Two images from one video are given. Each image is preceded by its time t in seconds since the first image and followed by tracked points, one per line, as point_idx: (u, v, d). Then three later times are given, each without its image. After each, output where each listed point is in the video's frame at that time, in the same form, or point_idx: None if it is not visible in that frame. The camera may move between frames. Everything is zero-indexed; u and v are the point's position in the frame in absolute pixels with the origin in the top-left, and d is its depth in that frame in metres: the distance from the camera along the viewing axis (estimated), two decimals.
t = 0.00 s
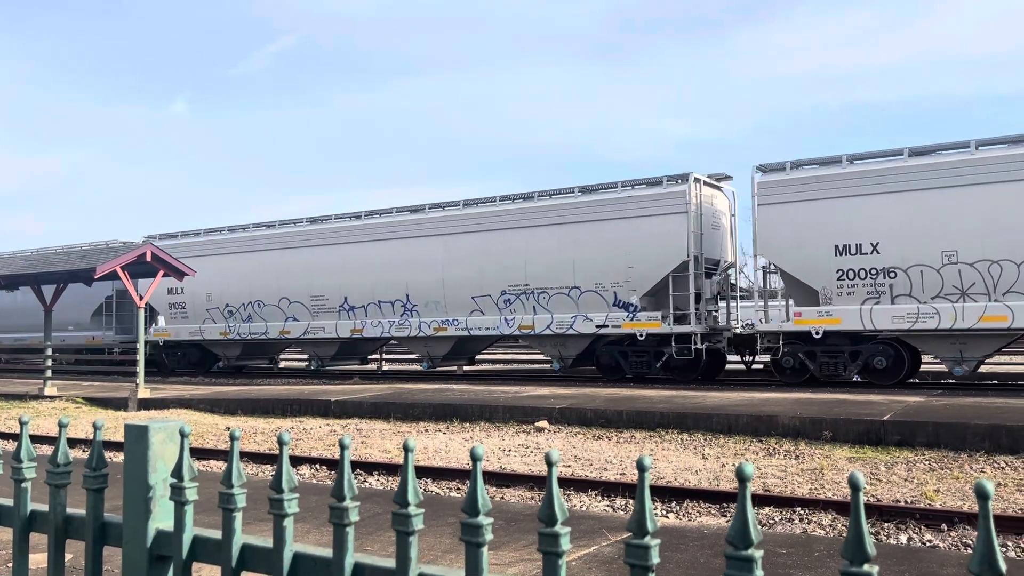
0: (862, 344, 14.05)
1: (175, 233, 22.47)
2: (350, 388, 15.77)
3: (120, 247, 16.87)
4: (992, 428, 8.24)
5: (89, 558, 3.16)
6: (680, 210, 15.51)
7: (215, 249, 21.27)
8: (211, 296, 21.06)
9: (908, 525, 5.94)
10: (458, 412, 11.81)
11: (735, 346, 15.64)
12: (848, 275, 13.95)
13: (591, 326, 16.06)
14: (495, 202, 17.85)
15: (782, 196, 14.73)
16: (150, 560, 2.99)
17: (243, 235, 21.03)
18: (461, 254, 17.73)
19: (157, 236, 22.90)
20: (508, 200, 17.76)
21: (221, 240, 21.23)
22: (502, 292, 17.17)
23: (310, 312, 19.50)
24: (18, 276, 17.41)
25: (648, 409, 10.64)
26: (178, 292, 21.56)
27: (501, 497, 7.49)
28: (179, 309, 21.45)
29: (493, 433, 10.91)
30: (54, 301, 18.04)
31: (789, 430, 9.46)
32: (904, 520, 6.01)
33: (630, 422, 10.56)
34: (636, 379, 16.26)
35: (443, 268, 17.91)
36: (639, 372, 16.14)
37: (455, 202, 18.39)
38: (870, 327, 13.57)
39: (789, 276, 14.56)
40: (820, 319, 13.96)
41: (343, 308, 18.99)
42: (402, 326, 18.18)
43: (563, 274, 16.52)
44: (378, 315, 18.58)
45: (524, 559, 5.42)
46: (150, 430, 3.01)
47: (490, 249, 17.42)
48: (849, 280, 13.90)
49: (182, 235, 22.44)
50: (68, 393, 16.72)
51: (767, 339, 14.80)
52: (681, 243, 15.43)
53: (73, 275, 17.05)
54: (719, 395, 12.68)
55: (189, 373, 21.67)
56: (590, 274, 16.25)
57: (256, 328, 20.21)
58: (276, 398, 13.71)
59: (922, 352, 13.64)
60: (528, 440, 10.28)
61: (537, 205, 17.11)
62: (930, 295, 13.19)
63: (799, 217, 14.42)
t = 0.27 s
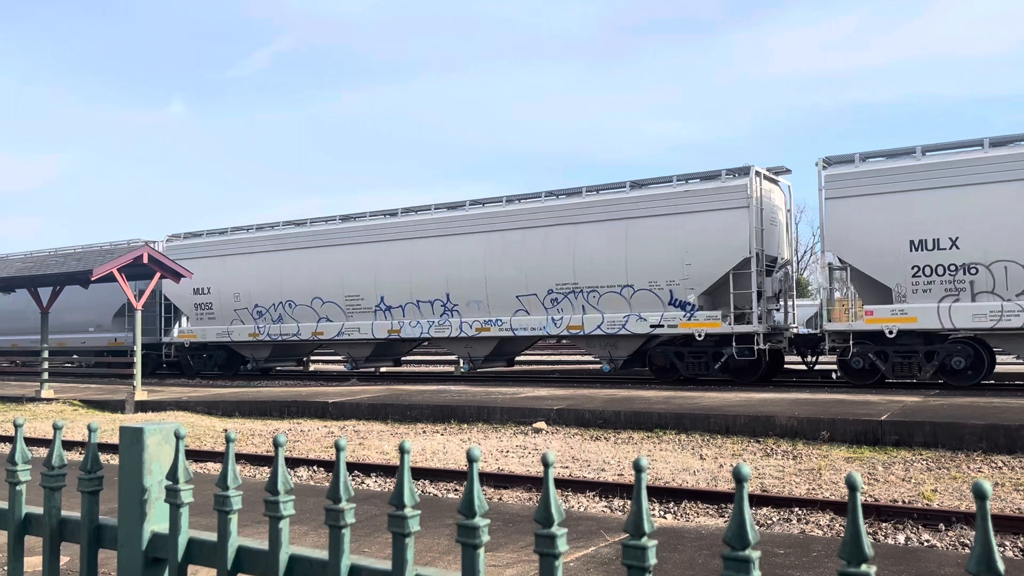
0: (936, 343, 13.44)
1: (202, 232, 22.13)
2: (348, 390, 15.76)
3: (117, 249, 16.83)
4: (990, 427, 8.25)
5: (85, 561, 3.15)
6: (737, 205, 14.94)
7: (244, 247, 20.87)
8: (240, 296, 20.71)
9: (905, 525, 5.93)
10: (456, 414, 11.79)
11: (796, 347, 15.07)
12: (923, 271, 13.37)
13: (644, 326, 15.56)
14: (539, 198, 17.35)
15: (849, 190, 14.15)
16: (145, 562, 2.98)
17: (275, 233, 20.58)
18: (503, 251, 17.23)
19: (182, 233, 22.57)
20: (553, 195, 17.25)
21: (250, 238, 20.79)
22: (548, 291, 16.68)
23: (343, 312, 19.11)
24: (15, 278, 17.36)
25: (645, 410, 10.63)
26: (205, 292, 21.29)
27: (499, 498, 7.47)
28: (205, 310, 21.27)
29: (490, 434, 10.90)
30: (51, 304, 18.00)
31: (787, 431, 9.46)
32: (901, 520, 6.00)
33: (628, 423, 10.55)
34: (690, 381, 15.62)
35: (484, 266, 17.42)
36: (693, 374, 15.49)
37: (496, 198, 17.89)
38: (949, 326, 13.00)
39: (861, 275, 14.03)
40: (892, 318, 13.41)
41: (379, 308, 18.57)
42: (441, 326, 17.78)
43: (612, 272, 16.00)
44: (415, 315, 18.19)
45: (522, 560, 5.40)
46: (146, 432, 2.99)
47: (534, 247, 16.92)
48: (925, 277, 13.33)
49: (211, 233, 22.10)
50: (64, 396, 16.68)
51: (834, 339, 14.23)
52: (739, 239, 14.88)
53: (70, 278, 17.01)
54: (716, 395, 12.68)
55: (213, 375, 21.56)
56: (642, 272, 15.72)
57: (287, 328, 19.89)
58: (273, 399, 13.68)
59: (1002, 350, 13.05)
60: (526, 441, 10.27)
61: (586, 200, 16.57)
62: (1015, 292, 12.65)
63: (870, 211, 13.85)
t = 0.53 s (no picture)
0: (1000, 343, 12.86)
1: (225, 231, 21.64)
2: (346, 391, 15.75)
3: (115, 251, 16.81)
4: (988, 427, 8.26)
5: (82, 566, 3.14)
6: (790, 200, 14.25)
7: (266, 246, 20.34)
8: (263, 296, 20.20)
9: (904, 525, 5.94)
10: (455, 415, 11.78)
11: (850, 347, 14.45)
12: (988, 267, 12.75)
13: (690, 326, 14.95)
14: (577, 193, 16.69)
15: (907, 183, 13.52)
16: (142, 567, 2.97)
17: (300, 231, 20.02)
18: (540, 248, 16.60)
19: (205, 231, 22.15)
20: (592, 190, 16.60)
21: (274, 237, 20.25)
22: (587, 290, 16.06)
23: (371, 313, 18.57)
24: (12, 281, 17.33)
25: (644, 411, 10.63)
26: (228, 292, 20.81)
27: (498, 500, 7.47)
28: (227, 310, 20.82)
29: (489, 436, 10.89)
30: (49, 306, 17.98)
31: (785, 431, 9.46)
32: (900, 520, 6.01)
33: (626, 424, 10.54)
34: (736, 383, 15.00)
35: (519, 264, 16.80)
36: (741, 375, 14.88)
37: (531, 194, 17.25)
38: (1016, 324, 12.38)
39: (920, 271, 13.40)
40: (956, 316, 12.81)
41: (409, 308, 18.04)
42: (474, 326, 17.22)
43: (655, 270, 15.36)
44: (447, 315, 17.62)
45: (521, 562, 5.39)
46: (142, 437, 2.99)
47: (572, 244, 16.29)
48: (990, 273, 12.72)
49: (233, 232, 21.61)
50: (62, 398, 16.66)
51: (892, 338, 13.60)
52: (792, 235, 14.20)
53: (68, 280, 17.00)
54: (714, 396, 12.69)
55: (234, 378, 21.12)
56: (688, 269, 15.07)
57: (312, 329, 19.39)
58: (271, 401, 13.67)
59: None
60: (524, 442, 10.27)
61: (628, 195, 15.92)
62: None
63: (930, 205, 13.21)
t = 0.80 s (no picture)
0: None
1: (253, 229, 21.10)
2: (345, 393, 15.75)
3: (113, 254, 16.80)
4: (986, 427, 8.27)
5: (81, 570, 3.15)
6: (862, 194, 13.77)
7: (299, 245, 19.82)
8: (295, 296, 19.66)
9: (903, 525, 5.94)
10: (454, 417, 11.78)
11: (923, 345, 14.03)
12: None
13: (753, 325, 14.44)
14: (630, 188, 16.18)
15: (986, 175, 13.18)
16: (141, 571, 2.98)
17: (334, 229, 19.49)
18: (592, 245, 16.10)
19: (232, 231, 21.65)
20: (645, 186, 16.10)
21: (307, 235, 19.73)
22: (642, 288, 15.55)
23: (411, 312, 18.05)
24: (10, 283, 17.32)
25: (643, 412, 10.63)
26: (258, 292, 20.25)
27: (497, 501, 7.47)
28: (258, 311, 20.22)
29: (488, 437, 10.89)
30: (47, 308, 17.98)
31: (784, 432, 9.47)
32: (899, 520, 6.02)
33: (625, 425, 10.54)
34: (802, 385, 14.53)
35: (570, 262, 16.31)
36: (807, 377, 14.40)
37: (581, 189, 16.75)
38: None
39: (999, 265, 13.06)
40: None
41: (451, 308, 17.52)
42: (521, 326, 16.72)
43: (715, 267, 14.88)
44: (491, 315, 17.13)
45: (520, 564, 5.40)
46: (141, 440, 3.00)
47: (625, 241, 15.79)
48: None
49: (262, 231, 21.08)
50: (61, 401, 16.65)
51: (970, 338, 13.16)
52: (863, 231, 13.71)
53: (66, 283, 16.99)
54: (712, 396, 12.71)
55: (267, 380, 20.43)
56: (751, 267, 14.59)
57: (348, 330, 18.83)
58: (269, 403, 13.67)
59: None
60: (523, 444, 10.27)
61: (686, 190, 15.41)
62: None
63: (1012, 198, 12.87)
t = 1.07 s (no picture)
0: None
1: (279, 228, 20.74)
2: (345, 395, 15.77)
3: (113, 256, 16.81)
4: (986, 427, 8.28)
5: (82, 574, 3.15)
6: (924, 187, 13.22)
7: (326, 243, 19.41)
8: (324, 296, 19.32)
9: (902, 526, 5.96)
10: (454, 418, 11.78)
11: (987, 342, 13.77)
12: None
13: (807, 324, 14.02)
14: (675, 184, 15.70)
15: None
16: (142, 574, 2.99)
17: (363, 227, 19.07)
18: (635, 242, 15.64)
19: (257, 229, 21.32)
20: (690, 181, 15.58)
21: (334, 234, 19.32)
22: (688, 287, 15.11)
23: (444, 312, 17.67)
24: (10, 285, 17.31)
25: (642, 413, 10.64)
26: (285, 292, 19.93)
27: (497, 503, 7.48)
28: (286, 311, 19.91)
29: (488, 439, 10.90)
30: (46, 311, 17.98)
31: (783, 433, 9.48)
32: (898, 521, 6.03)
33: (625, 425, 10.55)
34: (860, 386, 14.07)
35: (612, 259, 15.87)
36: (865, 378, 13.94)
37: (622, 184, 16.29)
38: None
39: None
40: None
41: (486, 307, 17.15)
42: (559, 326, 16.33)
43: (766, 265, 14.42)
44: (528, 315, 16.73)
45: (521, 565, 5.41)
46: (142, 444, 3.00)
47: (670, 238, 15.32)
48: None
49: (288, 229, 20.71)
50: (61, 403, 16.66)
51: None
52: (926, 226, 13.16)
53: (66, 285, 17.00)
54: (712, 397, 12.74)
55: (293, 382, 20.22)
56: (805, 264, 14.12)
57: (379, 331, 18.51)
58: (269, 405, 13.67)
59: None
60: (523, 445, 10.28)
61: (736, 185, 14.87)
62: None
63: None
